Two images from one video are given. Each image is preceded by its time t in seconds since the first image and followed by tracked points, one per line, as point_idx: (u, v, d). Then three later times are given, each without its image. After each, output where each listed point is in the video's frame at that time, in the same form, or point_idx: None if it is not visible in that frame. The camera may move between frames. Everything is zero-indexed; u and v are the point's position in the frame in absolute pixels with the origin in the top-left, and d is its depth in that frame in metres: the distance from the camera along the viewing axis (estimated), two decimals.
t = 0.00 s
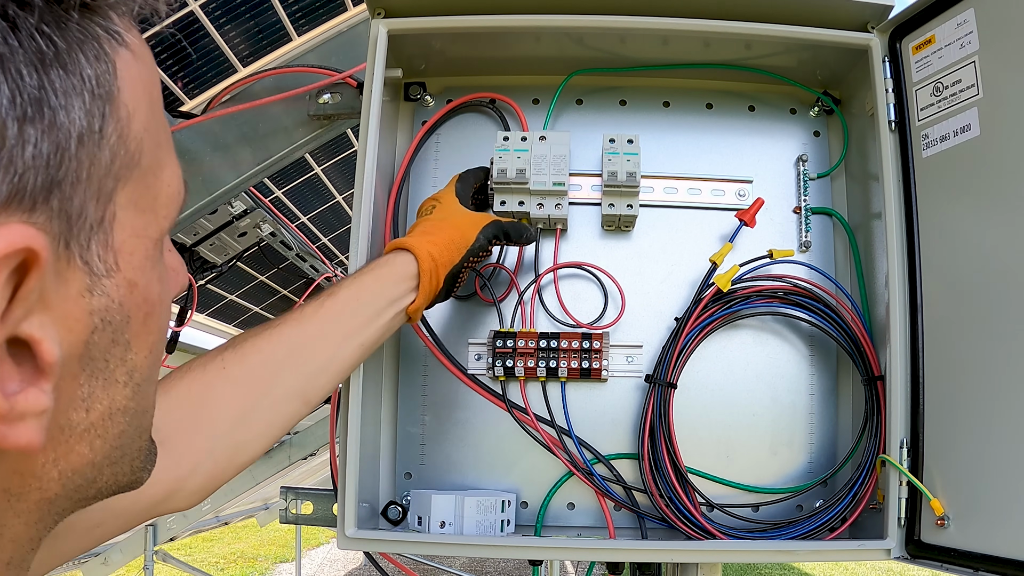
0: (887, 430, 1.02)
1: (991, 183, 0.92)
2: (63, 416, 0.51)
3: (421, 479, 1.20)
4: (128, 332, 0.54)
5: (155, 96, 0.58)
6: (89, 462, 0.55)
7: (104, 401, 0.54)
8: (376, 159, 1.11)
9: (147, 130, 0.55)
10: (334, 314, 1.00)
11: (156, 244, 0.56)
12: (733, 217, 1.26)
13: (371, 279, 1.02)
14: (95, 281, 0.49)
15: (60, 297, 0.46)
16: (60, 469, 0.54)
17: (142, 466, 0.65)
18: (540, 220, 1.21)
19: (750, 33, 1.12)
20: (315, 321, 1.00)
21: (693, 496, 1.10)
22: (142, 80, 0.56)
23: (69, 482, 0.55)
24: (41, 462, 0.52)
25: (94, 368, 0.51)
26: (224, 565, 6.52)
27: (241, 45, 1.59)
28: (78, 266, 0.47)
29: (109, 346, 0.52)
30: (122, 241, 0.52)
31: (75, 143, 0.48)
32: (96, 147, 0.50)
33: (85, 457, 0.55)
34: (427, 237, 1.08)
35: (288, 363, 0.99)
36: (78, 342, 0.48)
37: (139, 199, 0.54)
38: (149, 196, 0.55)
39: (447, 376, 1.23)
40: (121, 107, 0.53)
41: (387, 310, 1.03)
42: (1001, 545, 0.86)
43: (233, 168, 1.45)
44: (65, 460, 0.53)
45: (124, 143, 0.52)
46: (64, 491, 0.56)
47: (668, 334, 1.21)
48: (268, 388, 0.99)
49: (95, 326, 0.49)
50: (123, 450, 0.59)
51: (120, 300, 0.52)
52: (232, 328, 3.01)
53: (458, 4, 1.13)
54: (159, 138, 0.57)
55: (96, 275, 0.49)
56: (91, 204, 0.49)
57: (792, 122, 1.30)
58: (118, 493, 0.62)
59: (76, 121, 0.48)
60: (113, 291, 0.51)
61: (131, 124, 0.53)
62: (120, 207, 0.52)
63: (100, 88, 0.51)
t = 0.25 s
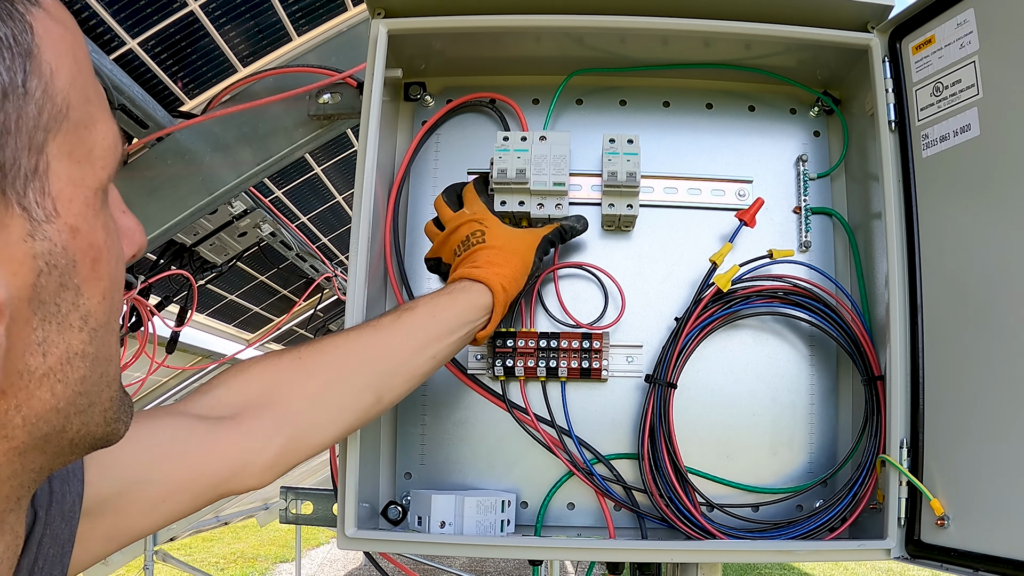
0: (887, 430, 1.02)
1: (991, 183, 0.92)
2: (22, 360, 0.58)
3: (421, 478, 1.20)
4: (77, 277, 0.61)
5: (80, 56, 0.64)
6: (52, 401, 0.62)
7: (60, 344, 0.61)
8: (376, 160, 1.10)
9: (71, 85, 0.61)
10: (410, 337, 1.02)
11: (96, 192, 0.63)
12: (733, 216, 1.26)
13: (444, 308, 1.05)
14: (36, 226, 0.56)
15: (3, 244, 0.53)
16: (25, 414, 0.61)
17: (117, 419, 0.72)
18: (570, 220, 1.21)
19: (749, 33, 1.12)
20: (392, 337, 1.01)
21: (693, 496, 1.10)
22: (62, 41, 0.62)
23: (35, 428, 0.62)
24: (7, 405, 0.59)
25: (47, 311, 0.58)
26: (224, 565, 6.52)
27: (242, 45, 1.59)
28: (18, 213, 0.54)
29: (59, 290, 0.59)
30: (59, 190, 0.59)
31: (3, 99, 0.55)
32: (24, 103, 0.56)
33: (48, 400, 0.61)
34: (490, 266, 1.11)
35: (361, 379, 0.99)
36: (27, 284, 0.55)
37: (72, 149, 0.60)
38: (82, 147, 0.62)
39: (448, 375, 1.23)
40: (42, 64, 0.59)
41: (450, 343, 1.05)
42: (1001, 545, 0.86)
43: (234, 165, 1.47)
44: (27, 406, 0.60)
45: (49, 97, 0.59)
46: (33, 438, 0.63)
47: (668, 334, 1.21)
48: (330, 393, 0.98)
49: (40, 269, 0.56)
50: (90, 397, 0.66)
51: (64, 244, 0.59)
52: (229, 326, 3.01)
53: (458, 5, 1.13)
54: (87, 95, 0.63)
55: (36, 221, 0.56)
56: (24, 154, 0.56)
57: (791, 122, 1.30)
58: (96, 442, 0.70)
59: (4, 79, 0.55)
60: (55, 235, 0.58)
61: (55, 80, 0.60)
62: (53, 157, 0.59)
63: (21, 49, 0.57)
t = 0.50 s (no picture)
0: (887, 430, 1.02)
1: (991, 183, 0.92)
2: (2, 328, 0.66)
3: (421, 479, 1.20)
4: (47, 245, 0.71)
5: (47, 53, 0.75)
6: (31, 367, 0.70)
7: (36, 311, 0.70)
8: (376, 160, 1.10)
9: (36, 74, 0.71)
10: (422, 356, 1.02)
11: (64, 171, 0.73)
12: (733, 217, 1.26)
13: (453, 326, 1.06)
14: (5, 198, 0.66)
15: None
16: (7, 379, 0.68)
17: (102, 394, 0.82)
18: (573, 219, 1.22)
19: (749, 33, 1.12)
20: (405, 358, 1.02)
21: (693, 496, 1.10)
22: (28, 38, 0.72)
23: (15, 396, 0.70)
24: None
25: (20, 277, 0.68)
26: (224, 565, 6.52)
27: (242, 45, 1.59)
28: None
29: (29, 258, 0.69)
30: (26, 165, 0.69)
31: None
32: None
33: (26, 366, 0.69)
34: (496, 282, 1.10)
35: (379, 403, 0.99)
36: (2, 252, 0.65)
37: (39, 131, 0.71)
38: (49, 130, 0.72)
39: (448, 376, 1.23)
40: (8, 55, 0.69)
41: (463, 359, 1.05)
42: (1001, 545, 0.86)
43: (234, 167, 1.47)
44: (5, 371, 0.68)
45: (16, 84, 0.68)
46: (17, 406, 0.71)
47: (668, 334, 1.21)
48: (349, 417, 0.98)
49: (13, 238, 0.66)
50: (70, 366, 0.75)
51: (32, 215, 0.69)
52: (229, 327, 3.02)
53: (458, 5, 1.13)
54: (54, 84, 0.74)
55: (7, 194, 0.66)
56: None
57: (792, 122, 1.31)
58: (82, 411, 0.79)
59: None
60: (24, 206, 0.68)
61: (21, 70, 0.70)
62: (21, 137, 0.69)
63: None
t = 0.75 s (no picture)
0: (887, 430, 1.02)
1: (990, 183, 0.93)
2: (3, 313, 0.67)
3: (420, 479, 1.20)
4: (47, 236, 0.71)
5: (45, 52, 0.76)
6: (32, 355, 0.70)
7: (37, 299, 0.70)
8: (376, 160, 1.10)
9: (34, 73, 0.73)
10: (424, 366, 1.03)
11: (62, 167, 0.74)
12: (733, 217, 1.26)
13: (453, 332, 1.06)
14: (6, 188, 0.67)
15: None
16: (8, 365, 0.68)
17: (104, 386, 0.82)
18: (573, 219, 1.22)
19: (749, 33, 1.13)
20: (406, 368, 1.02)
21: (693, 496, 1.10)
22: (26, 38, 0.74)
23: (19, 379, 0.70)
24: None
25: (21, 266, 0.68)
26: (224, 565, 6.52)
27: (242, 46, 1.59)
28: None
29: (30, 249, 0.69)
30: (26, 160, 0.70)
31: None
32: None
33: (28, 351, 0.70)
34: (495, 284, 1.10)
35: (382, 411, 1.00)
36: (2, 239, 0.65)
37: (38, 128, 0.72)
38: (48, 127, 0.73)
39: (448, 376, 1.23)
40: (8, 54, 0.70)
41: (466, 364, 1.06)
42: (1001, 545, 0.86)
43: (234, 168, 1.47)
44: (8, 356, 0.68)
45: (15, 81, 0.70)
46: (19, 393, 0.71)
47: (668, 334, 1.21)
48: (353, 432, 0.99)
49: (14, 227, 0.67)
50: (71, 357, 0.76)
51: (32, 207, 0.69)
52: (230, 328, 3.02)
53: (458, 5, 1.13)
54: (52, 83, 0.75)
55: (7, 186, 0.67)
56: None
57: (792, 122, 1.31)
58: (82, 402, 0.79)
59: None
60: (24, 199, 0.69)
61: (20, 68, 0.71)
62: (21, 132, 0.70)
63: None
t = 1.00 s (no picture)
0: (887, 430, 1.02)
1: (989, 183, 0.93)
2: None
3: (421, 479, 1.20)
4: (29, 236, 0.75)
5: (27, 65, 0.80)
6: (17, 348, 0.73)
7: (20, 294, 0.73)
8: (376, 160, 1.10)
9: (17, 85, 0.77)
10: (429, 377, 1.03)
11: (45, 172, 0.77)
12: (733, 217, 1.26)
13: (456, 341, 1.06)
14: None
15: None
16: None
17: (91, 385, 0.85)
18: (573, 219, 1.22)
19: (749, 34, 1.13)
20: (410, 379, 1.03)
21: (693, 497, 1.10)
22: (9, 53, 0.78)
23: (5, 371, 0.73)
24: None
25: (4, 263, 0.72)
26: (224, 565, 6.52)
27: (242, 45, 1.59)
28: None
29: (12, 247, 0.73)
30: (8, 165, 0.73)
31: None
32: None
33: (13, 344, 0.73)
34: (494, 284, 1.10)
35: (386, 421, 1.00)
36: None
37: (21, 135, 0.75)
38: (32, 135, 0.77)
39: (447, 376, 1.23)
40: None
41: (469, 371, 1.06)
42: (1000, 545, 0.86)
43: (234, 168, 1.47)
44: None
45: None
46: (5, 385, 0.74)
47: (668, 334, 1.21)
48: (356, 438, 1.00)
49: None
50: (56, 352, 0.79)
51: (13, 208, 0.73)
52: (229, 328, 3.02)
53: (458, 5, 1.13)
54: (35, 94, 0.79)
55: None
56: None
57: (792, 122, 1.31)
58: (70, 397, 0.82)
59: None
60: (5, 200, 0.72)
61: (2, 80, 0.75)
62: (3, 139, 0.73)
63: None
